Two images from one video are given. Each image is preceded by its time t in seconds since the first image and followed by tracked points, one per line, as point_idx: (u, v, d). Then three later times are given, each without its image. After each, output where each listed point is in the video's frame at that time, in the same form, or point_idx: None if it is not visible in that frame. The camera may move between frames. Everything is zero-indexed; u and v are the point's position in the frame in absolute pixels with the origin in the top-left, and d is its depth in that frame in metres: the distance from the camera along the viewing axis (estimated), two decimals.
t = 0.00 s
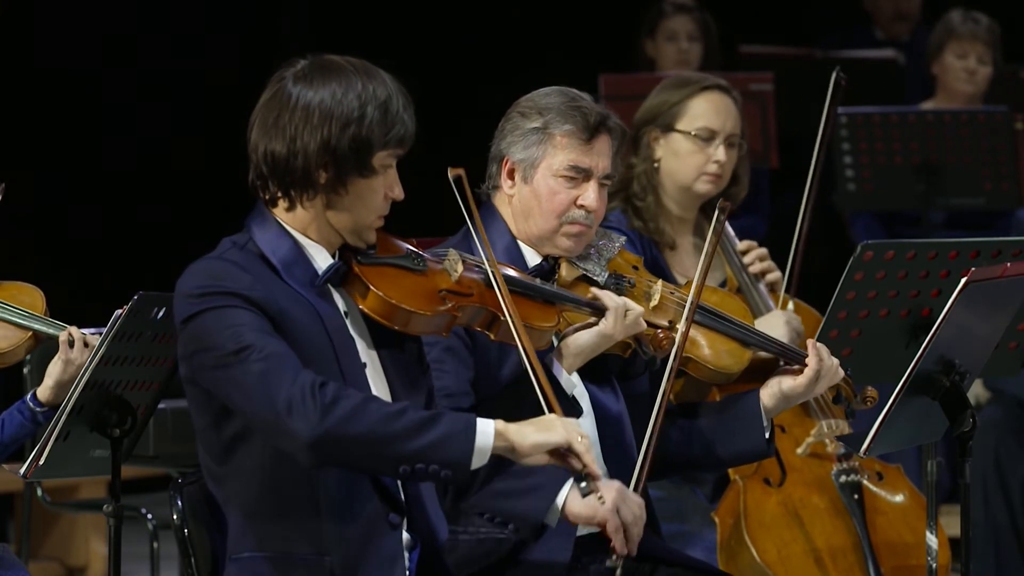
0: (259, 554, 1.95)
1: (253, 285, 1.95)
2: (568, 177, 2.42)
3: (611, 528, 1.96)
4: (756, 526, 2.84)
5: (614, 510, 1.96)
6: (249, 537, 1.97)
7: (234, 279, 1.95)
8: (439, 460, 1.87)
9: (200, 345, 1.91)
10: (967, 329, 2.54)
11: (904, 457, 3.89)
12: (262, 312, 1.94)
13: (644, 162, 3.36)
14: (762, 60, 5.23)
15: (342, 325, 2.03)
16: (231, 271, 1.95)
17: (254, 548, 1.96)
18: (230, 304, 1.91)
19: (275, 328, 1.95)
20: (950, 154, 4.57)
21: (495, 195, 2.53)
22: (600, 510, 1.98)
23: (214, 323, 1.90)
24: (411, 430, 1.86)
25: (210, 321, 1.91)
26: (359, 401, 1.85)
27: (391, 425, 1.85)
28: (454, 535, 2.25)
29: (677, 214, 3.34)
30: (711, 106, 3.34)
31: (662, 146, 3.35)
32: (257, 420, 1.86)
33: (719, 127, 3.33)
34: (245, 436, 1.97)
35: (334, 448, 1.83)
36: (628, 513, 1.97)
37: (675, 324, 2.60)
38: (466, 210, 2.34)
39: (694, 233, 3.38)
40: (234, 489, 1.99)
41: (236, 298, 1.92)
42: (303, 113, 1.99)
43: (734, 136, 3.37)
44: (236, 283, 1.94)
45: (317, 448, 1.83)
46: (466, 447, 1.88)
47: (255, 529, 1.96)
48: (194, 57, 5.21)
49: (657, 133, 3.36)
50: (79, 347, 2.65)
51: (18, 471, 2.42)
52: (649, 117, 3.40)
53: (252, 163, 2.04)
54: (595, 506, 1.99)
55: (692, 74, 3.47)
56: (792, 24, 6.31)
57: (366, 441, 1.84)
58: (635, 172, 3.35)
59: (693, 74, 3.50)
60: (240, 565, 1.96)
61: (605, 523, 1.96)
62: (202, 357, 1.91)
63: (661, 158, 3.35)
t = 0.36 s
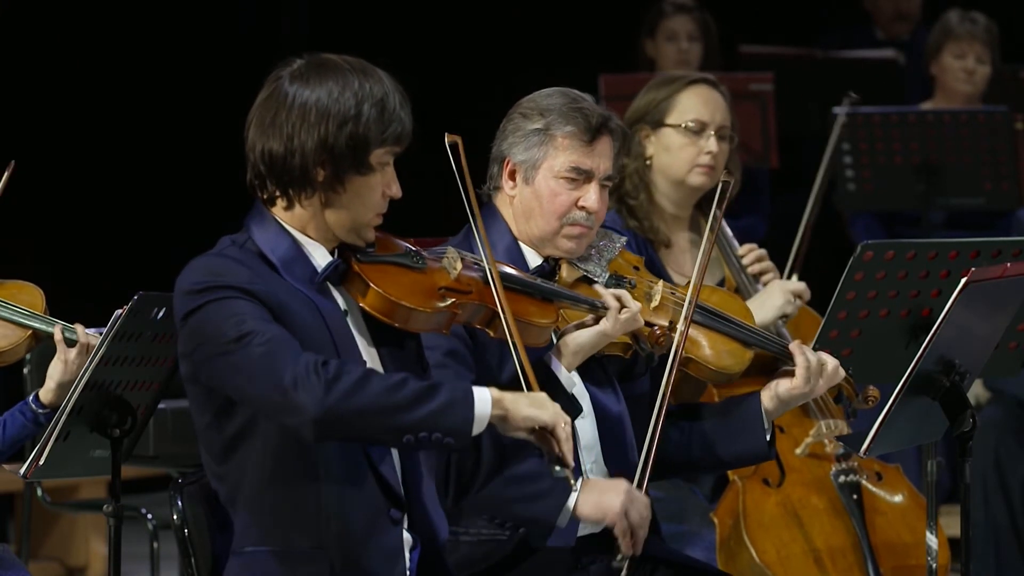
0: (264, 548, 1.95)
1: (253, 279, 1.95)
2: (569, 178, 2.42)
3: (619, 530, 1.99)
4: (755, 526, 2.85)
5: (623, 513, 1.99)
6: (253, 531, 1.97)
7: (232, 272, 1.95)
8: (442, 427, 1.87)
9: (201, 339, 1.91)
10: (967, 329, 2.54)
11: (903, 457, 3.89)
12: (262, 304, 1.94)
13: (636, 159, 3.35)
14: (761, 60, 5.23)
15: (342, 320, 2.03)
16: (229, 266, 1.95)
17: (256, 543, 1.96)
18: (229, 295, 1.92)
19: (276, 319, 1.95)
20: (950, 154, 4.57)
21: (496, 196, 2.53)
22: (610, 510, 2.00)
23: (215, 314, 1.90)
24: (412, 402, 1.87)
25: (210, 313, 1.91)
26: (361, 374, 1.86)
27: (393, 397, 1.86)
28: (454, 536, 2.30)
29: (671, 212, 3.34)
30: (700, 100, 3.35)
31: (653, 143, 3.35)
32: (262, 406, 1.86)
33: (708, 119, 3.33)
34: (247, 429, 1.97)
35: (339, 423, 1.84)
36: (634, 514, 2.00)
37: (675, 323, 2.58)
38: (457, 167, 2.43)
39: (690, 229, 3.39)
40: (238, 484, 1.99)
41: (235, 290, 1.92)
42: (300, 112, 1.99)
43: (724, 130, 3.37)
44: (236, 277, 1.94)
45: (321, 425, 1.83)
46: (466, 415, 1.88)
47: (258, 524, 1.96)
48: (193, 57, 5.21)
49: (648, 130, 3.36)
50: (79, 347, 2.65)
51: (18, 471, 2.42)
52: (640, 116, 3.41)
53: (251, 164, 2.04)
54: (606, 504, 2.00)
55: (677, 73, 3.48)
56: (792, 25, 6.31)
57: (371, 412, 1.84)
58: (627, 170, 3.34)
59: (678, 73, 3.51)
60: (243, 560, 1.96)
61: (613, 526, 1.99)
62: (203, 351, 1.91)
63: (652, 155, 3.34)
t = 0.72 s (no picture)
0: (263, 545, 1.95)
1: (252, 278, 1.95)
2: (569, 178, 2.43)
3: (635, 496, 2.13)
4: (755, 526, 2.86)
5: (639, 478, 2.14)
6: (252, 529, 1.96)
7: (231, 271, 1.95)
8: (450, 404, 1.90)
9: (202, 339, 1.91)
10: (967, 329, 2.54)
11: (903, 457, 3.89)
12: (262, 302, 1.94)
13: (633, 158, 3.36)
14: (761, 60, 5.23)
15: (341, 318, 2.03)
16: (228, 266, 1.95)
17: (253, 541, 1.96)
18: (229, 294, 1.92)
19: (276, 316, 1.96)
20: (950, 154, 4.57)
21: (495, 196, 2.53)
22: (626, 475, 2.14)
23: (215, 314, 1.90)
24: (418, 383, 1.89)
25: (210, 314, 1.91)
26: (365, 364, 1.88)
27: (399, 384, 1.88)
28: (454, 536, 2.26)
29: (668, 212, 3.33)
30: (699, 100, 3.35)
31: (651, 142, 3.36)
32: (267, 403, 1.87)
33: (706, 120, 3.33)
34: (247, 428, 1.98)
35: (349, 416, 1.85)
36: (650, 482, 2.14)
37: (675, 323, 2.58)
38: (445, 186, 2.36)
39: (686, 226, 3.37)
40: (239, 483, 1.99)
41: (235, 289, 1.92)
42: (296, 111, 1.99)
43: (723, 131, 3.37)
44: (235, 277, 1.94)
45: (331, 418, 1.84)
46: (474, 387, 1.91)
47: (255, 522, 1.96)
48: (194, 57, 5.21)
49: (646, 129, 3.38)
50: (79, 347, 2.65)
51: (18, 472, 2.42)
52: (636, 115, 3.42)
53: (248, 164, 2.04)
54: (622, 470, 2.15)
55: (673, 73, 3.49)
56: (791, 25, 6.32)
57: (379, 401, 1.86)
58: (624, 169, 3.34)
59: (672, 73, 3.52)
60: (239, 558, 1.95)
61: (630, 491, 2.13)
62: (204, 351, 1.91)
63: (650, 154, 3.35)
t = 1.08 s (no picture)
0: (268, 537, 1.93)
1: (256, 271, 1.95)
2: (569, 178, 2.43)
3: (638, 502, 2.21)
4: (755, 527, 2.85)
5: (642, 486, 2.22)
6: (255, 521, 1.95)
7: (235, 266, 1.95)
8: (458, 363, 1.90)
9: (207, 332, 1.91)
10: (967, 329, 2.54)
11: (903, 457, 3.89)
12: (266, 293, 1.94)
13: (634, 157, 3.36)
14: (761, 60, 5.23)
15: (344, 315, 2.03)
16: (231, 261, 1.96)
17: (258, 532, 1.94)
18: (233, 286, 1.92)
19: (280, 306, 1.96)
20: (950, 154, 4.57)
21: (496, 197, 2.54)
22: (631, 483, 2.22)
23: (219, 305, 1.90)
24: (425, 345, 1.89)
25: (214, 305, 1.90)
26: (373, 336, 1.88)
27: (408, 348, 1.88)
28: (455, 536, 2.32)
29: (666, 212, 3.33)
30: (701, 103, 3.36)
31: (651, 142, 3.36)
32: (281, 384, 1.87)
33: (708, 124, 3.34)
34: (253, 421, 1.97)
35: (366, 386, 1.86)
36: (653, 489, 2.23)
37: (675, 324, 2.58)
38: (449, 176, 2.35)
39: (686, 227, 3.37)
40: (242, 476, 1.97)
41: (238, 281, 1.93)
42: (297, 111, 1.98)
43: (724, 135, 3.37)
44: (238, 271, 1.94)
45: (348, 389, 1.85)
46: (474, 348, 1.91)
47: (259, 514, 1.95)
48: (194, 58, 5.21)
49: (648, 129, 3.38)
50: (78, 348, 2.65)
51: (18, 471, 2.42)
52: (640, 114, 3.42)
53: (247, 164, 2.04)
54: (627, 477, 2.22)
55: (678, 73, 3.49)
56: (791, 25, 6.32)
57: (392, 370, 1.87)
58: (624, 168, 3.34)
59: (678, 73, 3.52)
60: (244, 550, 1.93)
61: (633, 499, 2.21)
62: (210, 343, 1.90)
63: (650, 155, 3.35)
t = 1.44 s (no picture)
0: (270, 532, 1.92)
1: (259, 269, 1.95)
2: (570, 179, 2.43)
3: (653, 461, 2.20)
4: (755, 527, 2.85)
5: (658, 444, 2.21)
6: (257, 517, 1.93)
7: (238, 264, 1.95)
8: (469, 341, 1.92)
9: (212, 331, 1.90)
10: (967, 329, 2.54)
11: (903, 457, 3.89)
12: (271, 290, 1.94)
13: (635, 158, 3.35)
14: (761, 60, 5.24)
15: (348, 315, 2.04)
16: (234, 259, 1.96)
17: (260, 528, 1.93)
18: (236, 284, 1.92)
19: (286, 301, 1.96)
20: (950, 154, 4.57)
21: (496, 197, 2.54)
22: (647, 440, 2.20)
23: (224, 304, 1.90)
24: (438, 328, 1.90)
25: (219, 305, 1.90)
26: (386, 326, 1.89)
27: (422, 333, 1.89)
28: (454, 534, 2.30)
29: (667, 212, 3.33)
30: (704, 108, 3.32)
31: (653, 144, 3.35)
32: (296, 380, 1.87)
33: (710, 130, 3.30)
34: (257, 417, 1.96)
35: (386, 378, 1.88)
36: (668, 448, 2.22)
37: (675, 325, 2.58)
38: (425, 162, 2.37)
39: (686, 228, 3.36)
40: (244, 474, 1.97)
41: (242, 279, 1.93)
42: (300, 112, 1.98)
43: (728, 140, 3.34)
44: (240, 268, 1.94)
45: (370, 381, 1.86)
46: (483, 322, 1.94)
47: (262, 510, 1.93)
48: (194, 58, 5.21)
49: (650, 130, 3.35)
50: (78, 349, 2.65)
51: (18, 471, 2.42)
52: (646, 113, 3.38)
53: (250, 164, 2.03)
54: (642, 433, 2.20)
55: (688, 74, 3.45)
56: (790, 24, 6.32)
57: (407, 359, 1.88)
58: (625, 168, 3.34)
59: (688, 73, 3.49)
60: (245, 546, 1.92)
61: (648, 457, 2.20)
62: (215, 342, 1.90)
63: (652, 156, 3.34)
